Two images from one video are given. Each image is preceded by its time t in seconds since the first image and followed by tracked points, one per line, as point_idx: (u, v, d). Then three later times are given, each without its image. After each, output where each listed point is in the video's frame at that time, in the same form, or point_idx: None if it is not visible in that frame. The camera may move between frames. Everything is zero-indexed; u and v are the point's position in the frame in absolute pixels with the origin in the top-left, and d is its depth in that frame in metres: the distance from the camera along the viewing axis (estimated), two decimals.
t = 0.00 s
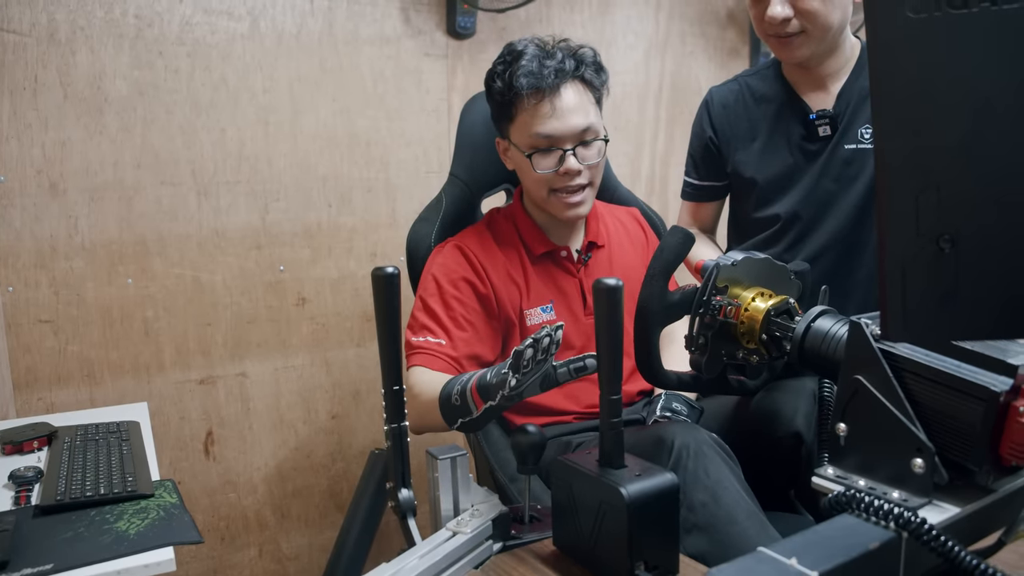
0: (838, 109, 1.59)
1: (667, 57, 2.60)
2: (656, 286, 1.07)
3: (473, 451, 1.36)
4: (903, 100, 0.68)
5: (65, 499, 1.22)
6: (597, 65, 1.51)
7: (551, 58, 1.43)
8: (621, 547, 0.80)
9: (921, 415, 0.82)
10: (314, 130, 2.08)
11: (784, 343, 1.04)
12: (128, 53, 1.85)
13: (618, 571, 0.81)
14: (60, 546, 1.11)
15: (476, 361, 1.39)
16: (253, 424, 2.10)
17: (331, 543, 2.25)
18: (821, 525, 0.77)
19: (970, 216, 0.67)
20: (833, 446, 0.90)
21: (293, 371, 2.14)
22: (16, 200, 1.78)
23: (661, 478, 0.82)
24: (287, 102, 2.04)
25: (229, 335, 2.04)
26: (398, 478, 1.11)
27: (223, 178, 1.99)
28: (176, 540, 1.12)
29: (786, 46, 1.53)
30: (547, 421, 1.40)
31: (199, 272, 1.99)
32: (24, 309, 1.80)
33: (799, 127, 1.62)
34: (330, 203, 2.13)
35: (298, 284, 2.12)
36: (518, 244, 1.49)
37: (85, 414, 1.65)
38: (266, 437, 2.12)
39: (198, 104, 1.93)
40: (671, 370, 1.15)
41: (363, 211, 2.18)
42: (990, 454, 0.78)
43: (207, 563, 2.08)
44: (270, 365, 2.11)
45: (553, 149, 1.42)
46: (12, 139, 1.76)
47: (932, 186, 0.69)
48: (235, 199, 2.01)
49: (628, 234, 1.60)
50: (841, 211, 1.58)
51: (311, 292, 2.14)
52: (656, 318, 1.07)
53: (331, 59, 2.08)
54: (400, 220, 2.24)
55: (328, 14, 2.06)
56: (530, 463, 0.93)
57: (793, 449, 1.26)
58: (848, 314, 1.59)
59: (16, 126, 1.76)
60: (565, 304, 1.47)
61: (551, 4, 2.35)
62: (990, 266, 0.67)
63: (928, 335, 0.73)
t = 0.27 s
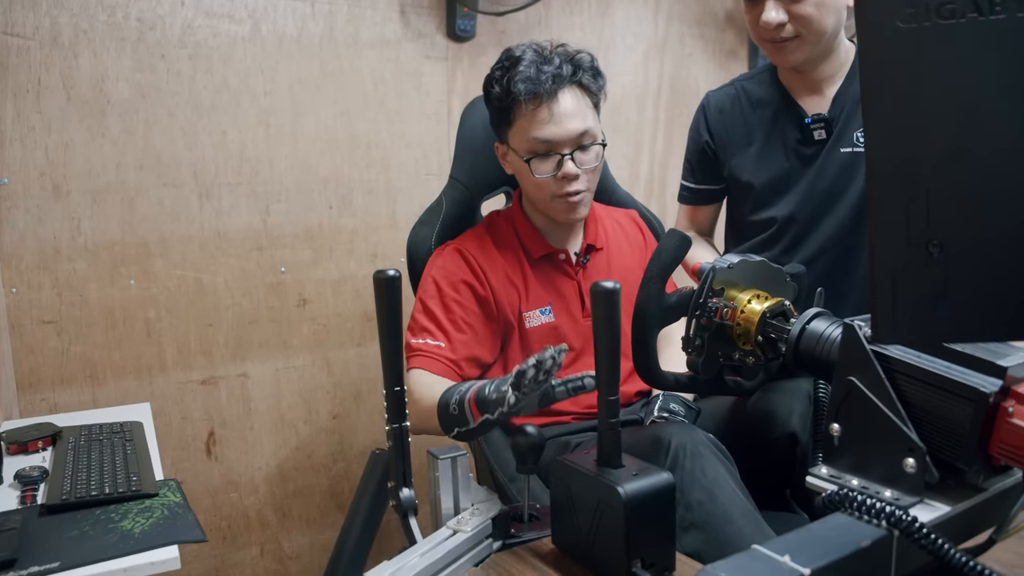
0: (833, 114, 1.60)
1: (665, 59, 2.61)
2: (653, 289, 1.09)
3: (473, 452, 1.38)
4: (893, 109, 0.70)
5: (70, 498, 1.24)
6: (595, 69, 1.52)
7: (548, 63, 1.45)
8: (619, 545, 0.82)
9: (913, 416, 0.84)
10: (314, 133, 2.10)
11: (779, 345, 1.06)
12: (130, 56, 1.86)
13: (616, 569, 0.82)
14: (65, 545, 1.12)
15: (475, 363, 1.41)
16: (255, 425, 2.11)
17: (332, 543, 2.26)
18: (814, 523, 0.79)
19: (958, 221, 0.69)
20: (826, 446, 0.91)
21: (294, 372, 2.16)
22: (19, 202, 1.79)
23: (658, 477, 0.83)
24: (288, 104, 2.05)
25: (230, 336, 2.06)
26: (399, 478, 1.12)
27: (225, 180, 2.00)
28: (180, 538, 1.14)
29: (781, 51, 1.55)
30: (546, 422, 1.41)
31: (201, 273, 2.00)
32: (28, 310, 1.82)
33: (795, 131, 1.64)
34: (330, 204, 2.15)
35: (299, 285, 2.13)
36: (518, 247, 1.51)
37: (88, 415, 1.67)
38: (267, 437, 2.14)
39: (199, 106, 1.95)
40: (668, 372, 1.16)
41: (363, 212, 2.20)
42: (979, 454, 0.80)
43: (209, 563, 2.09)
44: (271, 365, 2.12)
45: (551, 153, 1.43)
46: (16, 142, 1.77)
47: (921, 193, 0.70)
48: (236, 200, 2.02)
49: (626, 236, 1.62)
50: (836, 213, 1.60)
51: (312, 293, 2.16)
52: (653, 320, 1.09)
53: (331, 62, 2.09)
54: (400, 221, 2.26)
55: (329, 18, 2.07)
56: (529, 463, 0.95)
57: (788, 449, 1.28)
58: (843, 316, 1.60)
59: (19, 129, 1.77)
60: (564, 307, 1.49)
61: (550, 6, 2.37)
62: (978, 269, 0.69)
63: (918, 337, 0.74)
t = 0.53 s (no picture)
0: (825, 116, 1.62)
1: (663, 61, 2.63)
2: (646, 291, 1.11)
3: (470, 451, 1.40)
4: (878, 116, 0.72)
5: (73, 497, 1.25)
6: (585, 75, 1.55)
7: (546, 72, 1.46)
8: (611, 542, 0.83)
9: (900, 415, 0.85)
10: (314, 135, 2.11)
11: (771, 346, 1.07)
12: (131, 59, 1.88)
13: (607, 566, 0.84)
14: (68, 543, 1.14)
15: (471, 363, 1.43)
16: (255, 425, 2.13)
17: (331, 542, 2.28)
18: (803, 521, 0.80)
19: (939, 227, 0.71)
20: (816, 445, 0.93)
21: (294, 372, 2.17)
22: (21, 205, 1.81)
23: (650, 475, 0.85)
24: (288, 107, 2.07)
25: (230, 337, 2.07)
26: (396, 476, 1.13)
27: (225, 182, 2.02)
28: (181, 537, 1.16)
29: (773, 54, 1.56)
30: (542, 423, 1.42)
31: (202, 274, 2.02)
32: (29, 312, 1.84)
33: (787, 134, 1.65)
34: (330, 206, 2.16)
35: (299, 287, 2.15)
36: (514, 250, 1.52)
37: (89, 415, 1.68)
38: (267, 437, 2.15)
39: (199, 109, 1.97)
40: (662, 372, 1.18)
41: (362, 214, 2.21)
42: (964, 453, 0.81)
43: (209, 562, 2.11)
44: (271, 366, 2.14)
45: (554, 163, 1.45)
46: (17, 145, 1.79)
47: (903, 198, 0.72)
48: (237, 203, 2.04)
49: (621, 238, 1.63)
50: (829, 215, 1.62)
51: (312, 294, 2.17)
52: (647, 321, 1.11)
53: (330, 65, 2.11)
54: (399, 223, 2.27)
55: (328, 21, 2.09)
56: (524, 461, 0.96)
57: (780, 449, 1.29)
58: (836, 316, 1.62)
59: (21, 132, 1.79)
60: (559, 308, 1.50)
61: (548, 9, 2.39)
62: (958, 275, 0.71)
63: (902, 338, 0.77)
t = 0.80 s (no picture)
0: (815, 119, 1.64)
1: (659, 63, 2.65)
2: (636, 292, 1.13)
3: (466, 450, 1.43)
4: (859, 120, 0.72)
5: (73, 495, 1.27)
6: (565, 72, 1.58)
7: (526, 68, 1.49)
8: (599, 539, 0.85)
9: (883, 414, 0.87)
10: (312, 137, 2.13)
11: (759, 346, 1.09)
12: (131, 62, 1.90)
13: (596, 561, 0.86)
14: (69, 540, 1.16)
15: (465, 365, 1.45)
16: (254, 425, 2.15)
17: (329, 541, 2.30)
18: (787, 517, 0.82)
19: (916, 228, 0.73)
20: (802, 443, 0.95)
21: (292, 372, 2.19)
22: (22, 207, 1.83)
23: (638, 473, 0.87)
24: (286, 109, 2.09)
25: (229, 337, 2.09)
26: (391, 474, 1.14)
27: (224, 184, 2.04)
28: (179, 534, 1.17)
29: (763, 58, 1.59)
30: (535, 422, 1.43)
31: (201, 276, 2.04)
32: (30, 312, 1.85)
33: (778, 136, 1.67)
34: (328, 208, 2.18)
35: (297, 287, 2.17)
36: (507, 251, 1.54)
37: (89, 415, 1.70)
38: (266, 437, 2.17)
39: (199, 112, 1.99)
40: (653, 372, 1.20)
41: (360, 216, 2.23)
42: (946, 451, 0.83)
43: (208, 561, 2.13)
44: (269, 366, 2.16)
45: (538, 153, 1.47)
46: (18, 147, 1.81)
47: (883, 202, 0.73)
48: (235, 204, 2.06)
49: (614, 240, 1.65)
50: (819, 217, 1.64)
51: (310, 295, 2.19)
52: (637, 322, 1.13)
53: (328, 68, 2.13)
54: (397, 224, 2.29)
55: (326, 24, 2.11)
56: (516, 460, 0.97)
57: (770, 448, 1.31)
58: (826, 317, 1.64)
59: (22, 134, 1.80)
60: (552, 309, 1.52)
61: (545, 12, 2.40)
62: (934, 274, 0.74)
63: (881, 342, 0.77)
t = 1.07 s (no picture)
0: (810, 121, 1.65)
1: (659, 64, 2.66)
2: (633, 293, 1.14)
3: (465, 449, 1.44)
4: (852, 124, 0.73)
5: (76, 493, 1.28)
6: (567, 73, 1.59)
7: (526, 66, 1.51)
8: (596, 535, 0.86)
9: (876, 413, 0.88)
10: (312, 139, 2.14)
11: (755, 346, 1.10)
12: (133, 64, 1.91)
13: (592, 558, 0.87)
14: (72, 537, 1.17)
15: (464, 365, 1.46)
16: (254, 425, 2.16)
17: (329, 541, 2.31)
18: (782, 515, 0.83)
19: (907, 231, 0.74)
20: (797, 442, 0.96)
21: (292, 373, 2.20)
22: (24, 207, 1.84)
23: (635, 470, 0.88)
24: (287, 111, 2.10)
25: (230, 337, 2.10)
26: (390, 472, 1.16)
27: (225, 186, 2.05)
28: (181, 531, 1.19)
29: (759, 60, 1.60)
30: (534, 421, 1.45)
31: (202, 276, 2.05)
32: (32, 312, 1.87)
33: (774, 138, 1.68)
34: (328, 209, 2.19)
35: (298, 288, 2.18)
36: (505, 251, 1.56)
37: (90, 415, 1.71)
38: (266, 437, 2.18)
39: (200, 113, 2.00)
40: (650, 371, 1.21)
41: (360, 217, 2.25)
42: (938, 449, 0.84)
43: (209, 560, 2.14)
44: (270, 366, 2.17)
45: (536, 149, 1.48)
46: (21, 148, 1.82)
47: (875, 204, 0.74)
48: (236, 205, 2.07)
49: (612, 240, 1.66)
50: (816, 218, 1.65)
51: (311, 296, 2.20)
52: (634, 322, 1.14)
53: (329, 70, 2.14)
54: (397, 225, 2.31)
55: (327, 26, 2.12)
56: (515, 459, 0.99)
57: (766, 446, 1.32)
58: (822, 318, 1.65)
59: (25, 135, 1.82)
60: (550, 308, 1.54)
61: (545, 13, 2.42)
62: (925, 275, 0.75)
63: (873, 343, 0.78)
